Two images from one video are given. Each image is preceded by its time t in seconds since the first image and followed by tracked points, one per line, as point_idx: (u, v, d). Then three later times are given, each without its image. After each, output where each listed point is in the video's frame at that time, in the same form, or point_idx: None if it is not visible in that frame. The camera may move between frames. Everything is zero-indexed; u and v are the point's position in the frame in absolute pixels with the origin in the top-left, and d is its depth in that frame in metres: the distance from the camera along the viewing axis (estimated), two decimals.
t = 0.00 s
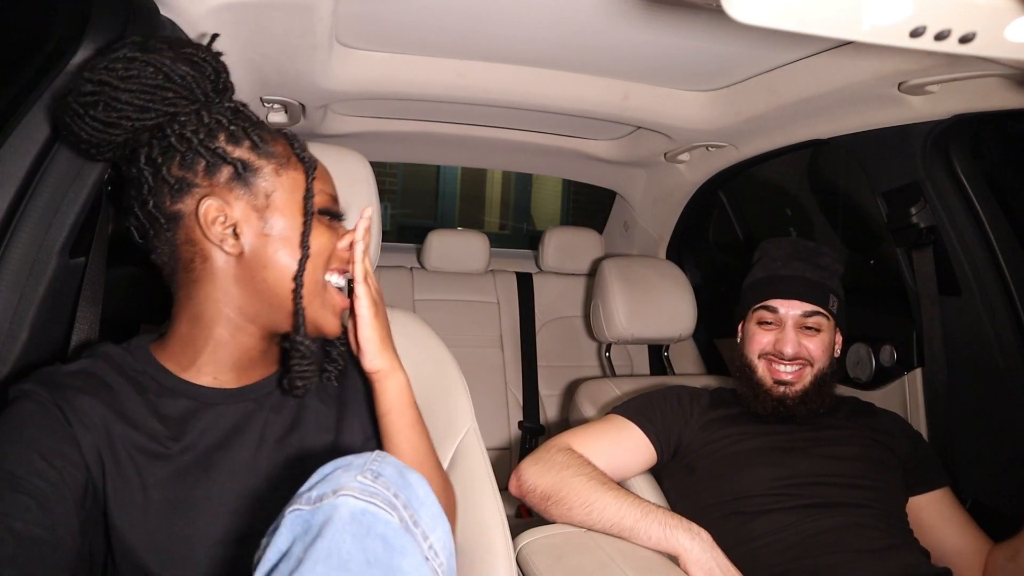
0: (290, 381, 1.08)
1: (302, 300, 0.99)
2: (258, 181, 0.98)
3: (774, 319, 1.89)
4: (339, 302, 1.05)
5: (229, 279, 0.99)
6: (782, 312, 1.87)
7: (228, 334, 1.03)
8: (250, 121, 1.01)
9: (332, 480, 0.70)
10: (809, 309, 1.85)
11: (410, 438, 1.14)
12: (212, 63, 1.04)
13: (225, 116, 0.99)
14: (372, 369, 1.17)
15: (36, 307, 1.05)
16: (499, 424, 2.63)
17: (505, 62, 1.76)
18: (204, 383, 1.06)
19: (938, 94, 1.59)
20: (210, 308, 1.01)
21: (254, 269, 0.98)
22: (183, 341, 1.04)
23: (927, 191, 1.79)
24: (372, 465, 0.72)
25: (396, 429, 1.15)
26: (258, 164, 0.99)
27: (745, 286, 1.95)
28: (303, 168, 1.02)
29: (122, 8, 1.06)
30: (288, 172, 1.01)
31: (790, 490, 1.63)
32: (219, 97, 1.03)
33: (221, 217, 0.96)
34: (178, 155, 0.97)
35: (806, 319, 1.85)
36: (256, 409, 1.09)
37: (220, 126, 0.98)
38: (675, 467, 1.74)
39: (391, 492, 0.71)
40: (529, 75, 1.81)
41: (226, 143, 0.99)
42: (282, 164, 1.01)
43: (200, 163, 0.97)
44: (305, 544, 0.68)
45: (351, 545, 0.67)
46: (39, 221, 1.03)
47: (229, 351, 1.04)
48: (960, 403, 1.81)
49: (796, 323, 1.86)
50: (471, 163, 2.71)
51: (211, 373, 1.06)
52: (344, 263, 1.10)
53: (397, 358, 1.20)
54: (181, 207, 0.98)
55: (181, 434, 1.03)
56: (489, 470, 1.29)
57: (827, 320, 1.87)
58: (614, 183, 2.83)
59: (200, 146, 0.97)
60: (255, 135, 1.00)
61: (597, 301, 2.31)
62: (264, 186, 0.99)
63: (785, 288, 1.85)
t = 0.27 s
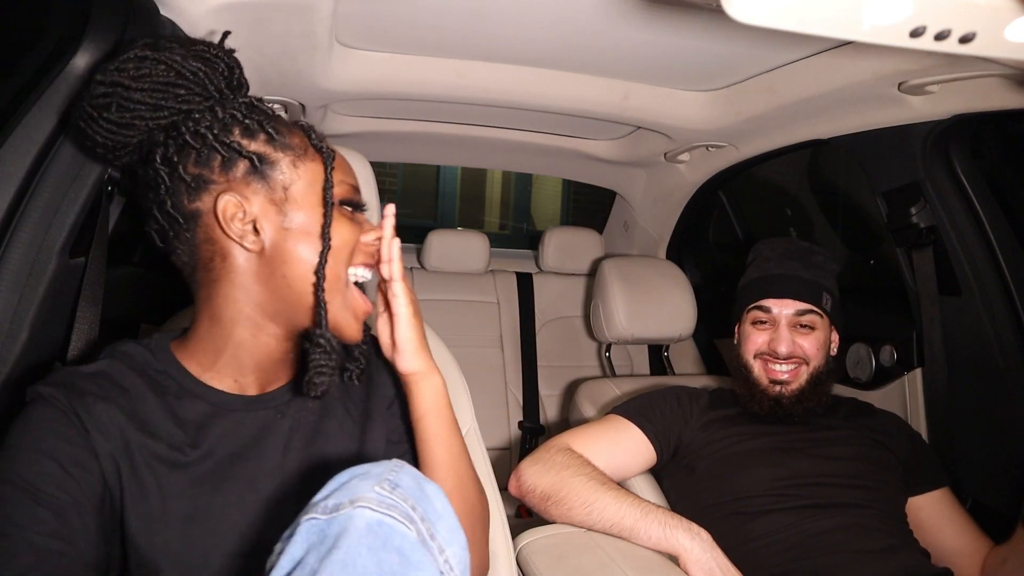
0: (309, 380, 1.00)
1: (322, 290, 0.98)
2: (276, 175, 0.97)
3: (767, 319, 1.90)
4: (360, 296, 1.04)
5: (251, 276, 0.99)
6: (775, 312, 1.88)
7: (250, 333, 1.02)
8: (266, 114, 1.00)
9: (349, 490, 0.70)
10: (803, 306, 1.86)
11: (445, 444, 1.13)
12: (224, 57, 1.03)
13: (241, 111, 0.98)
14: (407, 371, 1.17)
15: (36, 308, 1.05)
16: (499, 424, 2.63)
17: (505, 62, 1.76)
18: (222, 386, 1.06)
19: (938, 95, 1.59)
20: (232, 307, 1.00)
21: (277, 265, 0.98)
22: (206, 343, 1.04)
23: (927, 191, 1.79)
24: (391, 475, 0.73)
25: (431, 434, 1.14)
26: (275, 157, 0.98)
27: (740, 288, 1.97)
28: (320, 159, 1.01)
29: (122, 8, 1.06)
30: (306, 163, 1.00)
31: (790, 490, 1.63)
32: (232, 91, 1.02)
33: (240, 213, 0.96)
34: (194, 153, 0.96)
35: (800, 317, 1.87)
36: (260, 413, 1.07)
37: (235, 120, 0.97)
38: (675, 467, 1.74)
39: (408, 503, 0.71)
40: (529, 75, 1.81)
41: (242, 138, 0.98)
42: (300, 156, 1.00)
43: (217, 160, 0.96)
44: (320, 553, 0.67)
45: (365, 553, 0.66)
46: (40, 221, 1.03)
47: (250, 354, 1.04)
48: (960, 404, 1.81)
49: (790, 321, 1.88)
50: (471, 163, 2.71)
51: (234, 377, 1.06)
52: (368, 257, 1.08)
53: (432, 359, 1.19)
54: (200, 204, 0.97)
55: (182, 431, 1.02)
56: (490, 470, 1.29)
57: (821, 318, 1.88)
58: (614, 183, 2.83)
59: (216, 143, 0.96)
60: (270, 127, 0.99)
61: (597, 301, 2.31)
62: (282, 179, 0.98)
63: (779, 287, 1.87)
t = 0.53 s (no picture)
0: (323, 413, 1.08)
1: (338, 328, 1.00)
2: (299, 227, 0.97)
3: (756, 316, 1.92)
4: (367, 319, 1.08)
5: (273, 314, 1.01)
6: (763, 308, 1.90)
7: (266, 344, 1.04)
8: (287, 155, 0.98)
9: (371, 491, 0.77)
10: (789, 299, 1.89)
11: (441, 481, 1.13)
12: (241, 82, 0.97)
13: (264, 156, 0.96)
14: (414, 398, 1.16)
15: (36, 308, 1.05)
16: (499, 424, 2.63)
17: (505, 62, 1.76)
18: (236, 375, 1.06)
19: (938, 94, 1.59)
20: (251, 334, 1.02)
21: (297, 307, 1.00)
22: (220, 356, 1.05)
23: (927, 190, 1.79)
24: (412, 480, 0.80)
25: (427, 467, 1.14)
26: (298, 207, 0.97)
27: (726, 287, 2.01)
28: (341, 205, 1.00)
29: (122, 7, 1.05)
30: (327, 210, 1.00)
31: (791, 491, 1.63)
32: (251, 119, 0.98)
33: (264, 263, 0.96)
34: (216, 195, 0.95)
35: (788, 310, 1.89)
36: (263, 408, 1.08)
37: (256, 165, 0.96)
38: (675, 467, 1.74)
39: (427, 505, 0.78)
40: (529, 75, 1.81)
41: (265, 185, 0.96)
42: (321, 204, 0.99)
43: (240, 206, 0.96)
44: (341, 549, 0.73)
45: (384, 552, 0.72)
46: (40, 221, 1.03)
47: (265, 358, 1.05)
48: (960, 404, 1.81)
49: (779, 315, 1.90)
50: (471, 163, 2.71)
51: (247, 372, 1.06)
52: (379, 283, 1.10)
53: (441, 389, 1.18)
54: (222, 245, 0.98)
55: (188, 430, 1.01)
56: (490, 470, 1.28)
57: (808, 308, 1.91)
58: (614, 183, 2.83)
59: (239, 190, 0.95)
60: (292, 174, 0.97)
61: (597, 301, 2.31)
62: (305, 231, 0.97)
63: (763, 283, 1.90)
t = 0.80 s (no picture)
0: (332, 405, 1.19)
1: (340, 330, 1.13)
2: (301, 245, 1.08)
3: (729, 319, 1.92)
4: (371, 313, 1.20)
5: (278, 320, 1.12)
6: (735, 309, 1.91)
7: (272, 343, 1.14)
8: (289, 180, 1.08)
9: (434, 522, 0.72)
10: (760, 299, 1.89)
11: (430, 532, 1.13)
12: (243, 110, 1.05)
13: (269, 181, 1.06)
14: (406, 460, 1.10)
15: (36, 307, 1.05)
16: (499, 424, 2.63)
17: (505, 62, 1.76)
18: (246, 361, 1.15)
19: (938, 94, 1.59)
20: (258, 335, 1.13)
21: (301, 313, 1.12)
22: (229, 351, 1.15)
23: (927, 190, 1.79)
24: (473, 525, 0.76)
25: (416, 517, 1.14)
26: (299, 228, 1.08)
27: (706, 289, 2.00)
28: (339, 223, 1.11)
29: (122, 6, 1.05)
30: (326, 228, 1.10)
31: (791, 491, 1.63)
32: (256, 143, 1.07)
33: (270, 278, 1.08)
34: (226, 218, 1.06)
35: (759, 310, 1.89)
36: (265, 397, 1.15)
37: (262, 190, 1.06)
38: (675, 467, 1.74)
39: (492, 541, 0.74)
40: (529, 74, 1.81)
41: (269, 208, 1.07)
42: (321, 223, 1.10)
43: (247, 228, 1.06)
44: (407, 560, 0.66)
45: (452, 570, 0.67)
46: (40, 221, 1.03)
47: (272, 351, 1.15)
48: (960, 404, 1.81)
49: (751, 315, 1.89)
50: (471, 163, 2.71)
51: (256, 362, 1.16)
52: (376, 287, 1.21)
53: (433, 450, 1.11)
54: (231, 260, 1.09)
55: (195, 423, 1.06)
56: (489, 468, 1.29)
57: (783, 306, 1.90)
58: (614, 183, 2.83)
59: (247, 214, 1.06)
60: (294, 197, 1.07)
61: (597, 301, 2.31)
62: (307, 248, 1.09)
63: (745, 283, 1.89)
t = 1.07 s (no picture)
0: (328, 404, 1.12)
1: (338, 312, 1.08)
2: (298, 222, 1.06)
3: (716, 322, 1.93)
4: (379, 304, 1.15)
5: (280, 303, 1.10)
6: (721, 313, 1.91)
7: (277, 332, 1.13)
8: (286, 158, 1.07)
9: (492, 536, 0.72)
10: (746, 302, 1.89)
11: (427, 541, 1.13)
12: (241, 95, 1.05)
13: (265, 161, 1.05)
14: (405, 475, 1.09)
15: (36, 306, 1.05)
16: (499, 425, 2.63)
17: (505, 62, 1.76)
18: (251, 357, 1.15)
19: (938, 95, 1.59)
20: (260, 320, 1.12)
21: (301, 296, 1.09)
22: (237, 342, 1.15)
23: (927, 190, 1.79)
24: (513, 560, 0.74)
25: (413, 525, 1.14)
26: (296, 206, 1.06)
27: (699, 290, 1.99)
28: (336, 200, 1.08)
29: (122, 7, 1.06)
30: (324, 206, 1.08)
31: (791, 491, 1.63)
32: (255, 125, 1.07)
33: (268, 257, 1.06)
34: (225, 199, 1.06)
35: (746, 313, 1.89)
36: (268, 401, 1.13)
37: (258, 168, 1.05)
38: (674, 468, 1.74)
39: (503, 491, 0.73)
40: (529, 75, 1.81)
41: (266, 187, 1.06)
42: (318, 200, 1.07)
43: (245, 207, 1.06)
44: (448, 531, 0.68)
45: (449, 525, 0.68)
46: (40, 220, 1.03)
47: (278, 341, 1.14)
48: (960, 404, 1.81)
49: (738, 319, 1.90)
50: (471, 163, 2.71)
51: (261, 354, 1.15)
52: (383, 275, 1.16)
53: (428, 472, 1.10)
54: (232, 243, 1.09)
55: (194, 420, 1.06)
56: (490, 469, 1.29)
57: (770, 308, 1.90)
58: (614, 182, 2.83)
59: (243, 193, 1.05)
60: (290, 175, 1.05)
61: (597, 301, 2.31)
62: (303, 225, 1.06)
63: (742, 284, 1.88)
